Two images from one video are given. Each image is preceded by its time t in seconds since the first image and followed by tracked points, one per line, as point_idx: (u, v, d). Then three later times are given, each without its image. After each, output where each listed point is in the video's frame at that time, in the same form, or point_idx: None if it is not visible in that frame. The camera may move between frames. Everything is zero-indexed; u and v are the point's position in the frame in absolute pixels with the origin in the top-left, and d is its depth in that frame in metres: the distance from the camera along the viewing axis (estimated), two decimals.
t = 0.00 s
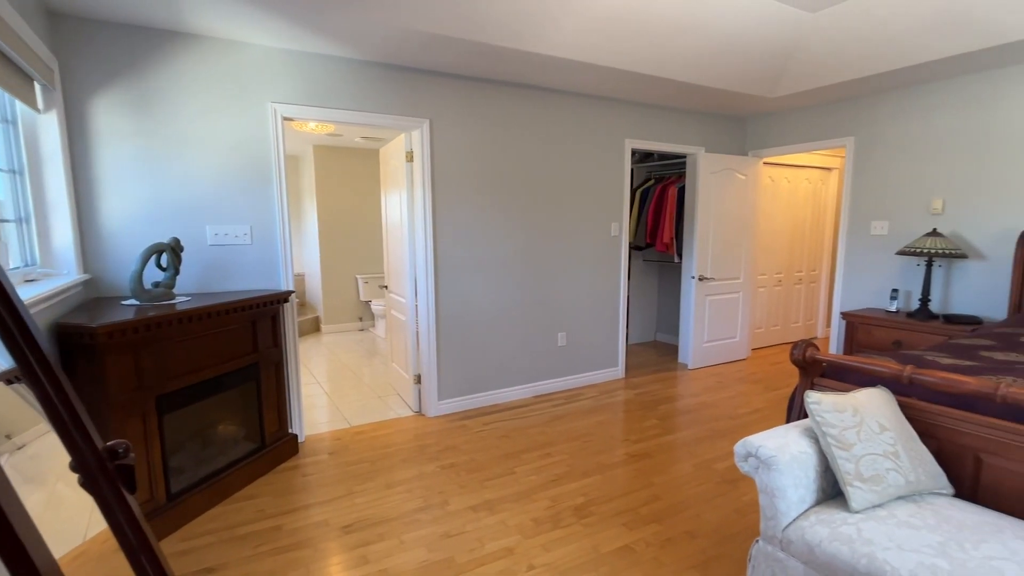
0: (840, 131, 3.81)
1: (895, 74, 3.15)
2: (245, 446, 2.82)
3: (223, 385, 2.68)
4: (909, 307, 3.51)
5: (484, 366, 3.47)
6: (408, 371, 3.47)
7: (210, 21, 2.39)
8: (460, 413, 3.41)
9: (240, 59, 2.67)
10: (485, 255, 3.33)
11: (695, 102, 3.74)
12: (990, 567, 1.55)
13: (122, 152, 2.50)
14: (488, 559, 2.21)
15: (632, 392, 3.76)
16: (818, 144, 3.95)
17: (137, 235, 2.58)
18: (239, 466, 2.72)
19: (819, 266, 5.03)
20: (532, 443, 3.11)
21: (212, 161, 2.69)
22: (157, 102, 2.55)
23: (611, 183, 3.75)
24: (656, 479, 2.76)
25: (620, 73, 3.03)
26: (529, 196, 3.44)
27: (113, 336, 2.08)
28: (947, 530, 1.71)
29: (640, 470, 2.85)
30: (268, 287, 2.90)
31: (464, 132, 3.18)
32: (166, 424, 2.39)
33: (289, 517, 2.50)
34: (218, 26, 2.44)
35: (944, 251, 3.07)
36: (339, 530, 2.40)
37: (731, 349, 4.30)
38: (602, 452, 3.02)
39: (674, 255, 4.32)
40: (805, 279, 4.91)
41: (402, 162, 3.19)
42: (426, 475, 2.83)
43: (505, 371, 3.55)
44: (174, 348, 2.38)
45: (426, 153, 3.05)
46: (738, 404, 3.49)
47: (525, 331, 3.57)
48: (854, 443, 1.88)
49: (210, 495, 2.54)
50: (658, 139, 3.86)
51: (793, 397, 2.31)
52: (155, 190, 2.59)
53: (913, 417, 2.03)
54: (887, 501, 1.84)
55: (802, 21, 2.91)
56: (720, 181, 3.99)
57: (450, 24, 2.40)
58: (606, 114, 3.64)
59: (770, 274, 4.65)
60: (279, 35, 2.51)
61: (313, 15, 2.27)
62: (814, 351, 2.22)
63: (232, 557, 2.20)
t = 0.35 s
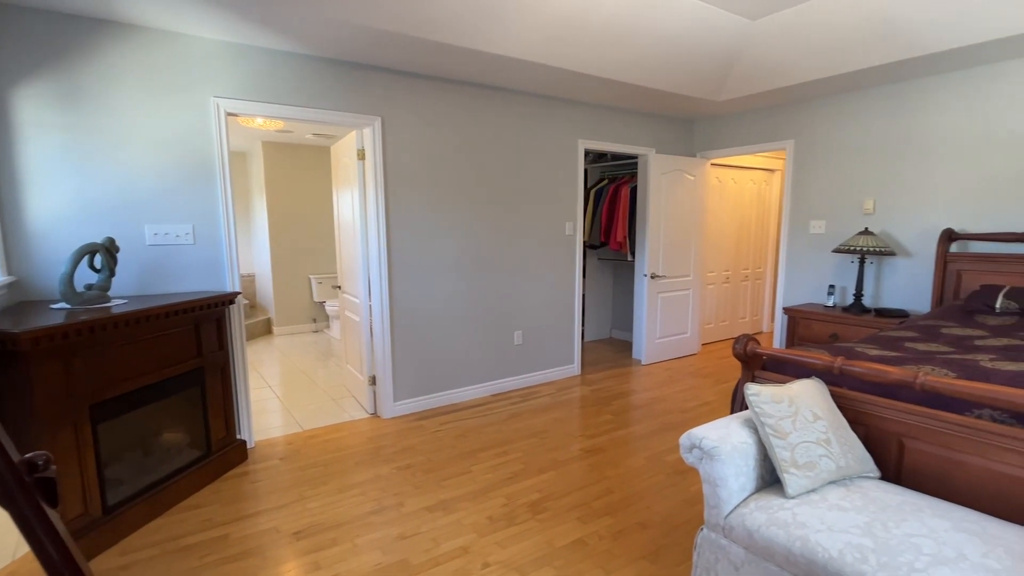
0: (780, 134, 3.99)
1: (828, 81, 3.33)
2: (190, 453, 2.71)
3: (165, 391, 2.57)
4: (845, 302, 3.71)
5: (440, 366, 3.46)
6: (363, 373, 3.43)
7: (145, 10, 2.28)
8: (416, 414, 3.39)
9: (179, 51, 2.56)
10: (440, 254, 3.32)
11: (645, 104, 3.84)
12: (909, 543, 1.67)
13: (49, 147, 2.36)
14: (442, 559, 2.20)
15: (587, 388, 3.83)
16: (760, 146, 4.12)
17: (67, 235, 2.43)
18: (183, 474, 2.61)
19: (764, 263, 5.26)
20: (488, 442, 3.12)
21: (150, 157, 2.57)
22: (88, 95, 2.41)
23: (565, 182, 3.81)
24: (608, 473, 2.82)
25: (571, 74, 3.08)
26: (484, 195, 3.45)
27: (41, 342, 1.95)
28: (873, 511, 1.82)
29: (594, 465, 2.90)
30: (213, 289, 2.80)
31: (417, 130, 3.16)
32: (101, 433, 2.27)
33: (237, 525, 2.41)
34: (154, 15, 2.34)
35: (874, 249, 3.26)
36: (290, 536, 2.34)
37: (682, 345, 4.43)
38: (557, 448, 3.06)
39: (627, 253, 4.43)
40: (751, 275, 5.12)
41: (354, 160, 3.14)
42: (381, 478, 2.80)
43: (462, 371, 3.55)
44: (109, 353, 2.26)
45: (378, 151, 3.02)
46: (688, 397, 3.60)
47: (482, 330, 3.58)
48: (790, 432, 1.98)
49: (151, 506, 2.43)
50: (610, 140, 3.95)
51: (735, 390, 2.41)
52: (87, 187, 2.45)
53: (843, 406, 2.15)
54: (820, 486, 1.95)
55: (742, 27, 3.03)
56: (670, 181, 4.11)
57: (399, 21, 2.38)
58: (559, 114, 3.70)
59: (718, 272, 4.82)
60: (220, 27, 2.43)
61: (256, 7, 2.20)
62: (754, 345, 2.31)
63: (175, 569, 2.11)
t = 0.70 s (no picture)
0: (726, 136, 4.14)
1: (769, 86, 3.48)
2: (129, 463, 2.59)
3: (100, 398, 2.44)
4: (786, 298, 3.89)
5: (396, 367, 3.43)
6: (315, 375, 3.36)
7: None
8: (371, 416, 3.36)
9: (111, 41, 2.43)
10: (394, 253, 3.30)
11: (597, 105, 3.92)
12: (839, 525, 1.77)
13: None
14: (396, 561, 2.18)
15: (543, 386, 3.88)
16: (708, 148, 4.26)
17: None
18: (122, 486, 2.49)
19: (713, 261, 5.45)
20: (444, 442, 3.11)
21: (81, 151, 2.42)
22: (8, 84, 2.25)
23: (519, 181, 3.85)
24: (562, 470, 2.86)
25: (522, 73, 3.12)
26: (438, 194, 3.45)
27: None
28: (807, 496, 1.92)
29: (549, 462, 2.95)
30: (152, 291, 2.68)
31: (368, 128, 3.12)
32: (29, 445, 2.13)
33: (180, 536, 2.32)
34: (82, 2, 2.21)
35: (812, 247, 3.42)
36: (238, 545, 2.27)
37: (635, 341, 4.54)
38: (513, 447, 3.08)
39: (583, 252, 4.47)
40: (701, 273, 5.29)
41: (303, 157, 3.08)
42: (334, 482, 2.74)
43: (418, 371, 3.54)
44: (37, 360, 2.13)
45: (328, 148, 2.97)
46: (640, 392, 3.70)
47: (438, 330, 3.58)
48: (732, 423, 2.06)
49: (86, 521, 2.30)
50: (563, 140, 4.01)
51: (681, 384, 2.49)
52: (8, 183, 2.29)
53: (781, 397, 2.26)
54: (760, 474, 2.04)
55: (688, 32, 3.13)
56: (622, 182, 4.20)
57: (348, 17, 2.35)
58: (512, 114, 3.74)
59: (670, 270, 4.96)
60: (157, 16, 2.33)
61: None
62: (699, 340, 2.40)
63: None
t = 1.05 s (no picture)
0: (674, 138, 4.26)
1: (712, 90, 3.60)
2: (60, 477, 2.43)
3: (26, 409, 2.29)
4: (732, 294, 4.03)
5: (349, 369, 3.38)
6: (264, 379, 3.28)
7: None
8: (324, 420, 3.29)
9: (34, 27, 2.28)
10: (346, 253, 3.25)
11: (549, 106, 3.98)
12: (776, 511, 1.86)
13: None
14: (349, 566, 2.14)
15: (500, 385, 3.90)
16: (657, 149, 4.38)
17: None
18: (52, 501, 2.34)
19: (664, 259, 5.61)
20: (399, 444, 3.08)
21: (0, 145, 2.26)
22: None
23: (474, 180, 3.87)
24: (517, 468, 2.89)
25: (473, 72, 3.12)
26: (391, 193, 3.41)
27: None
28: (748, 484, 2.00)
29: (504, 461, 2.97)
30: (84, 294, 2.53)
31: (317, 125, 3.06)
32: None
33: (117, 552, 2.20)
34: None
35: (755, 245, 3.56)
36: (180, 558, 2.17)
37: (591, 339, 4.62)
38: (469, 446, 3.09)
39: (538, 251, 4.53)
40: (653, 271, 5.44)
41: (248, 154, 2.99)
42: (285, 488, 2.67)
43: (372, 372, 3.50)
44: None
45: (274, 145, 2.90)
46: (594, 388, 3.77)
47: (393, 330, 3.54)
48: (678, 416, 2.13)
49: (11, 540, 2.14)
50: (516, 140, 4.05)
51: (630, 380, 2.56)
52: None
53: (724, 390, 2.34)
54: (704, 465, 2.11)
55: (635, 35, 3.21)
56: (576, 181, 4.26)
57: (293, 10, 2.29)
58: (465, 114, 3.75)
59: (624, 268, 5.06)
60: (85, 3, 2.20)
61: None
62: (647, 336, 2.45)
63: None
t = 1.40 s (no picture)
0: (625, 140, 4.35)
1: (659, 94, 3.70)
2: None
3: None
4: (682, 292, 4.15)
5: (298, 372, 3.31)
6: (209, 385, 3.17)
7: None
8: (273, 425, 3.21)
9: None
10: (293, 253, 3.19)
11: (502, 105, 4.00)
12: (718, 501, 1.92)
13: None
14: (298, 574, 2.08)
15: (456, 385, 3.90)
16: (609, 150, 4.46)
17: None
18: None
19: (618, 258, 5.73)
20: (352, 448, 3.03)
21: None
22: None
23: (427, 178, 3.87)
24: (472, 468, 2.89)
25: (424, 70, 3.11)
26: (340, 191, 3.38)
27: None
28: (693, 476, 2.06)
29: (459, 461, 2.96)
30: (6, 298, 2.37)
31: (261, 122, 2.98)
32: None
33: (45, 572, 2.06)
34: None
35: (703, 244, 3.68)
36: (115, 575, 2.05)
37: (547, 337, 4.66)
38: (424, 448, 3.07)
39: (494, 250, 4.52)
40: (607, 270, 5.54)
41: (188, 150, 2.89)
42: (231, 497, 2.57)
43: (323, 375, 3.45)
44: None
45: (216, 142, 2.80)
46: (550, 386, 3.81)
47: (344, 331, 3.50)
48: (626, 412, 2.17)
49: None
50: (470, 138, 4.06)
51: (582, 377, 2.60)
52: None
53: (671, 385, 2.40)
54: (652, 458, 2.16)
55: (586, 37, 3.26)
56: (531, 181, 4.29)
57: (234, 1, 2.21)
58: (417, 112, 3.73)
59: (579, 267, 5.13)
60: None
61: None
62: (597, 334, 2.52)
63: None
